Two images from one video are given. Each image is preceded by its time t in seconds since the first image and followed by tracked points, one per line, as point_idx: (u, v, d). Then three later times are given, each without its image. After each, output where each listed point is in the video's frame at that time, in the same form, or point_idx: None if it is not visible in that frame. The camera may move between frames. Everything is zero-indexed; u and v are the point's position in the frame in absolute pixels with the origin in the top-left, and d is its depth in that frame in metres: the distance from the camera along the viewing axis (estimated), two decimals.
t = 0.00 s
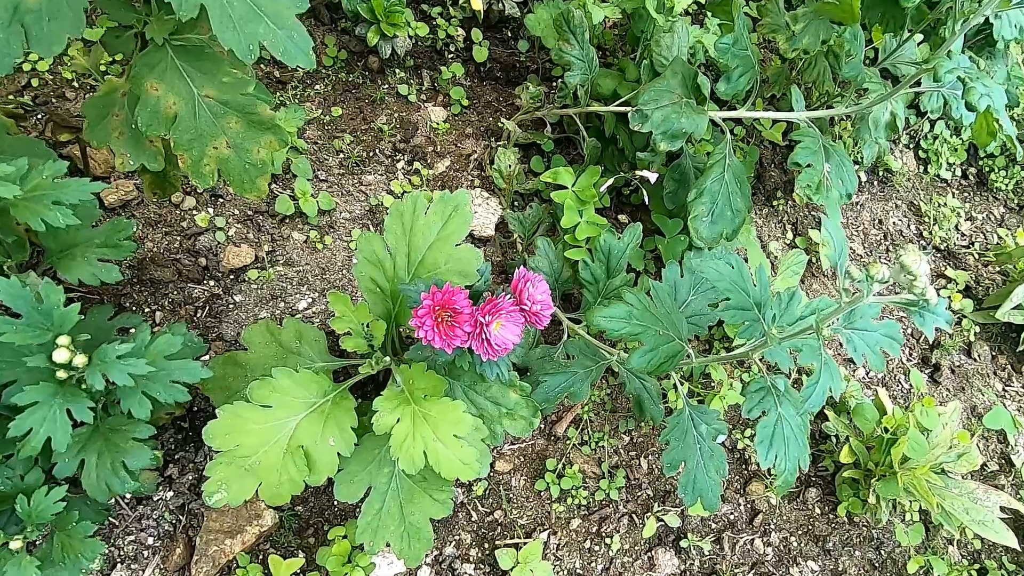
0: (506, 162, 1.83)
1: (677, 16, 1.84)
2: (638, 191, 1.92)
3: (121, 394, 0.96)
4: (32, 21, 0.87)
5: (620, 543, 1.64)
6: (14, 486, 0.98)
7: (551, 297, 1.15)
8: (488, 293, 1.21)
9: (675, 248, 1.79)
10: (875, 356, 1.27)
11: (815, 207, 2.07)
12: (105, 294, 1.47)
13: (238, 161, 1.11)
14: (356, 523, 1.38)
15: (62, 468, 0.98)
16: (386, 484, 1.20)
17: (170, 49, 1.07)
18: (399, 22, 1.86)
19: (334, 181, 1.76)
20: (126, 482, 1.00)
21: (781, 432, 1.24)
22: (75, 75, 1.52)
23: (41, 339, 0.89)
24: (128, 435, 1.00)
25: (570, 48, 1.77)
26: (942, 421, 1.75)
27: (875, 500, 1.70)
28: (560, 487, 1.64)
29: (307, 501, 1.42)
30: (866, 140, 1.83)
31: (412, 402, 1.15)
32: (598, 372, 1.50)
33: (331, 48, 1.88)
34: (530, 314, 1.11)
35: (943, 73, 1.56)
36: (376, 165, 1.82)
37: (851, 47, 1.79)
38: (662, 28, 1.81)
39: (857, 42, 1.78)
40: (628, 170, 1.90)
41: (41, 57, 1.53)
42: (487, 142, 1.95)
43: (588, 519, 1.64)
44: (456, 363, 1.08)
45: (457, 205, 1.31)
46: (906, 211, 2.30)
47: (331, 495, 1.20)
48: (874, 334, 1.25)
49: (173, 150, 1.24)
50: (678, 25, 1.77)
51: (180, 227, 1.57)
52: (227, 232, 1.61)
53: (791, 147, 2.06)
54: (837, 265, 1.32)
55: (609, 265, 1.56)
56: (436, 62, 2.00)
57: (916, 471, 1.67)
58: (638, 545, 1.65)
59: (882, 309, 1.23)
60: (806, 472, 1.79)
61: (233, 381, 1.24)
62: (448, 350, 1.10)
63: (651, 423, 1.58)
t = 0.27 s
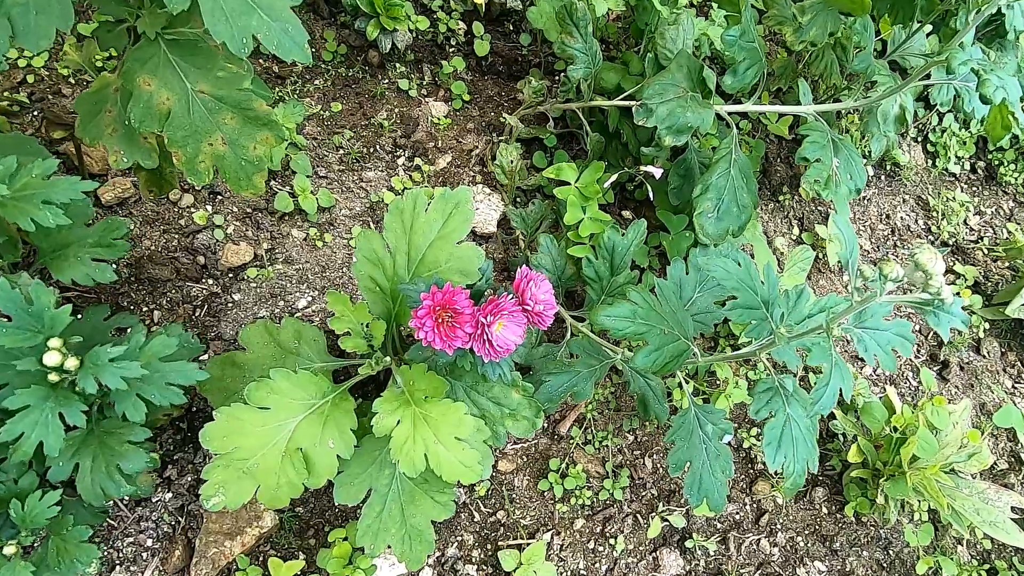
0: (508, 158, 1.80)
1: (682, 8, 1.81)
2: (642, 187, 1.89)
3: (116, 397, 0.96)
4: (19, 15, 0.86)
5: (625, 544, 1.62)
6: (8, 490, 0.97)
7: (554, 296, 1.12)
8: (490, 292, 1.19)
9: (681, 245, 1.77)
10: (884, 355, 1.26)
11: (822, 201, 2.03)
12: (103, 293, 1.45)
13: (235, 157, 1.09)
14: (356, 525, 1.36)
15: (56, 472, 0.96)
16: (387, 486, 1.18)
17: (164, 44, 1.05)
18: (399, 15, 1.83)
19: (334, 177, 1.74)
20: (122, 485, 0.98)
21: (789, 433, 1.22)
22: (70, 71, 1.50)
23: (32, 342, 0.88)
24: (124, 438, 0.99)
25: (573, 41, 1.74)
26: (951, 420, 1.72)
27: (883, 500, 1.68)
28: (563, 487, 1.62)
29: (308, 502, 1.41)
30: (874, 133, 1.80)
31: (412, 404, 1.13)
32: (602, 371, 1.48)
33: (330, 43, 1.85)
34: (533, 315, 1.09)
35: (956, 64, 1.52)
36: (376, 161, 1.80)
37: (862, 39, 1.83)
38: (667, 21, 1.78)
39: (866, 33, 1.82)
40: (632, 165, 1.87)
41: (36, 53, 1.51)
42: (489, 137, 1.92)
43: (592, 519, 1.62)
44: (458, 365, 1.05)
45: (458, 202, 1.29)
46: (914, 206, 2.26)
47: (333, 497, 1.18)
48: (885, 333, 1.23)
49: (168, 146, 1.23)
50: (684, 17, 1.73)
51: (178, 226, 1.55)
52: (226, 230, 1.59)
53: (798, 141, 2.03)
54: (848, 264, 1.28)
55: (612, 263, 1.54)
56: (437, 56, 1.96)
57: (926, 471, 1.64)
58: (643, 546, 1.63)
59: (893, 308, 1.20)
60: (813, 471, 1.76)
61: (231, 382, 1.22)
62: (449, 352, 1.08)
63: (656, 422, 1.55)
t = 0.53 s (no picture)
0: (509, 152, 1.77)
1: None
2: (644, 181, 1.86)
3: (107, 397, 0.94)
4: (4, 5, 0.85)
5: (627, 543, 1.60)
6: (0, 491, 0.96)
7: (555, 293, 1.10)
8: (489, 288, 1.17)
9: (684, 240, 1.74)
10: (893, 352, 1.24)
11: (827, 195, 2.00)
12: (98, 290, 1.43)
13: (228, 152, 1.07)
14: (355, 524, 1.34)
15: (47, 472, 0.95)
16: (385, 486, 1.17)
17: (155, 36, 1.02)
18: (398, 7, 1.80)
19: (332, 172, 1.71)
20: (114, 486, 0.97)
21: (796, 432, 1.19)
22: (64, 65, 1.47)
23: (19, 340, 0.89)
24: (115, 437, 0.97)
25: (575, 33, 1.71)
26: (959, 418, 1.70)
27: (890, 498, 1.66)
28: (565, 486, 1.60)
29: (306, 502, 1.39)
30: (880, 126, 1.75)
31: (410, 403, 1.10)
32: (604, 369, 1.46)
33: (328, 36, 1.82)
34: (534, 313, 1.07)
35: (966, 54, 1.49)
36: (375, 156, 1.77)
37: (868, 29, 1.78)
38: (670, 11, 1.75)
39: (873, 23, 1.77)
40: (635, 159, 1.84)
41: (30, 47, 1.49)
42: (489, 131, 1.89)
43: (594, 518, 1.61)
44: (456, 363, 1.03)
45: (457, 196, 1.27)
46: (920, 200, 2.23)
47: (333, 499, 1.16)
48: (895, 330, 1.21)
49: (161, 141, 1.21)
50: (688, 7, 1.70)
51: (174, 222, 1.53)
52: (222, 226, 1.57)
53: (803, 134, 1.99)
54: (858, 258, 1.26)
55: (614, 258, 1.51)
56: (437, 49, 1.93)
57: (933, 470, 1.62)
58: (645, 545, 1.61)
59: (903, 305, 1.19)
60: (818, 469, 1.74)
61: (227, 380, 1.20)
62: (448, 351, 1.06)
63: (659, 420, 1.53)
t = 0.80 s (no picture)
0: (509, 148, 1.76)
1: None
2: (646, 178, 1.84)
3: (101, 399, 0.94)
4: None
5: (629, 543, 1.59)
6: None
7: (555, 292, 1.08)
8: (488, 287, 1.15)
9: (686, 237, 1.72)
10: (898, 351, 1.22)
11: (831, 191, 1.98)
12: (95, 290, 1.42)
13: (224, 150, 1.05)
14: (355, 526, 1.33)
15: (41, 476, 0.94)
16: (384, 487, 1.15)
17: (149, 32, 1.01)
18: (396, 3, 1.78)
19: (330, 170, 1.70)
20: (108, 490, 0.95)
21: (800, 432, 1.18)
22: (60, 63, 1.46)
23: (12, 342, 0.88)
24: (110, 441, 0.96)
25: (576, 28, 1.69)
26: (965, 417, 1.67)
27: (894, 497, 1.65)
28: (566, 485, 1.59)
29: (305, 502, 1.38)
30: (884, 121, 1.73)
31: (409, 404, 1.09)
32: (606, 367, 1.44)
33: (326, 33, 1.80)
34: (534, 313, 1.05)
35: (973, 48, 1.47)
36: (374, 153, 1.75)
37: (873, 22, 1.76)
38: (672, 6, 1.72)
39: (878, 16, 1.75)
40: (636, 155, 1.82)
41: (25, 45, 1.47)
42: (489, 128, 1.87)
43: (596, 518, 1.59)
44: (455, 364, 1.02)
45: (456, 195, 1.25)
46: (924, 195, 2.21)
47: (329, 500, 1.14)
48: (900, 329, 1.19)
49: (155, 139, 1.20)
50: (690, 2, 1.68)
51: (171, 221, 1.51)
52: (220, 225, 1.55)
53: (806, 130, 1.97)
54: (864, 256, 1.24)
55: (615, 256, 1.50)
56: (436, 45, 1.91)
57: (939, 469, 1.60)
58: (647, 544, 1.60)
59: (909, 303, 1.17)
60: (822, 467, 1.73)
61: (224, 381, 1.19)
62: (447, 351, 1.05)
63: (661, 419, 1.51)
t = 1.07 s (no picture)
0: (509, 144, 1.74)
1: None
2: (647, 173, 1.82)
3: (97, 400, 0.93)
4: None
5: (632, 541, 1.58)
6: None
7: (555, 288, 1.07)
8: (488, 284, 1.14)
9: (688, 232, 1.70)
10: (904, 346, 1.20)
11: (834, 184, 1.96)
12: (93, 290, 1.41)
13: (219, 146, 1.04)
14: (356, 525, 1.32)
15: (39, 478, 0.94)
16: (385, 487, 1.14)
17: (142, 28, 0.99)
18: None
19: (329, 168, 1.68)
20: (106, 491, 0.95)
21: (806, 428, 1.17)
22: (57, 62, 1.45)
23: (6, 342, 0.88)
24: (106, 443, 0.95)
25: (575, 22, 1.67)
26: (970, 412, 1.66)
27: (900, 493, 1.63)
28: (569, 483, 1.58)
29: (306, 502, 1.37)
30: (888, 114, 1.71)
31: (409, 402, 1.08)
32: (608, 364, 1.43)
33: (324, 29, 1.78)
34: (534, 309, 1.04)
35: (980, 37, 1.44)
36: (373, 151, 1.74)
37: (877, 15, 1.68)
38: None
39: (883, 6, 1.67)
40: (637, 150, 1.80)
41: (21, 43, 1.46)
42: (489, 124, 1.85)
43: (599, 516, 1.58)
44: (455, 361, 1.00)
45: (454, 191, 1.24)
46: (928, 189, 2.18)
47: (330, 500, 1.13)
48: (907, 323, 1.17)
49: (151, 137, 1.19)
50: None
51: (169, 219, 1.50)
52: (218, 223, 1.54)
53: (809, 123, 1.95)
54: (869, 250, 1.23)
55: (617, 253, 1.48)
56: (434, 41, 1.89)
57: (945, 464, 1.58)
58: (651, 542, 1.58)
59: (916, 297, 1.15)
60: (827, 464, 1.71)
61: (223, 380, 1.18)
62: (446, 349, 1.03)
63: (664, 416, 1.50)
